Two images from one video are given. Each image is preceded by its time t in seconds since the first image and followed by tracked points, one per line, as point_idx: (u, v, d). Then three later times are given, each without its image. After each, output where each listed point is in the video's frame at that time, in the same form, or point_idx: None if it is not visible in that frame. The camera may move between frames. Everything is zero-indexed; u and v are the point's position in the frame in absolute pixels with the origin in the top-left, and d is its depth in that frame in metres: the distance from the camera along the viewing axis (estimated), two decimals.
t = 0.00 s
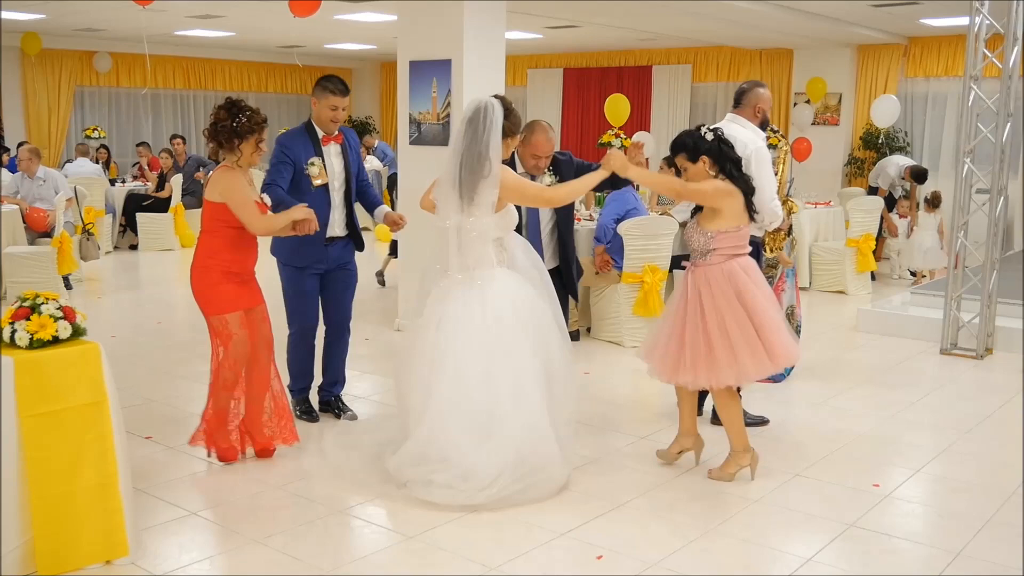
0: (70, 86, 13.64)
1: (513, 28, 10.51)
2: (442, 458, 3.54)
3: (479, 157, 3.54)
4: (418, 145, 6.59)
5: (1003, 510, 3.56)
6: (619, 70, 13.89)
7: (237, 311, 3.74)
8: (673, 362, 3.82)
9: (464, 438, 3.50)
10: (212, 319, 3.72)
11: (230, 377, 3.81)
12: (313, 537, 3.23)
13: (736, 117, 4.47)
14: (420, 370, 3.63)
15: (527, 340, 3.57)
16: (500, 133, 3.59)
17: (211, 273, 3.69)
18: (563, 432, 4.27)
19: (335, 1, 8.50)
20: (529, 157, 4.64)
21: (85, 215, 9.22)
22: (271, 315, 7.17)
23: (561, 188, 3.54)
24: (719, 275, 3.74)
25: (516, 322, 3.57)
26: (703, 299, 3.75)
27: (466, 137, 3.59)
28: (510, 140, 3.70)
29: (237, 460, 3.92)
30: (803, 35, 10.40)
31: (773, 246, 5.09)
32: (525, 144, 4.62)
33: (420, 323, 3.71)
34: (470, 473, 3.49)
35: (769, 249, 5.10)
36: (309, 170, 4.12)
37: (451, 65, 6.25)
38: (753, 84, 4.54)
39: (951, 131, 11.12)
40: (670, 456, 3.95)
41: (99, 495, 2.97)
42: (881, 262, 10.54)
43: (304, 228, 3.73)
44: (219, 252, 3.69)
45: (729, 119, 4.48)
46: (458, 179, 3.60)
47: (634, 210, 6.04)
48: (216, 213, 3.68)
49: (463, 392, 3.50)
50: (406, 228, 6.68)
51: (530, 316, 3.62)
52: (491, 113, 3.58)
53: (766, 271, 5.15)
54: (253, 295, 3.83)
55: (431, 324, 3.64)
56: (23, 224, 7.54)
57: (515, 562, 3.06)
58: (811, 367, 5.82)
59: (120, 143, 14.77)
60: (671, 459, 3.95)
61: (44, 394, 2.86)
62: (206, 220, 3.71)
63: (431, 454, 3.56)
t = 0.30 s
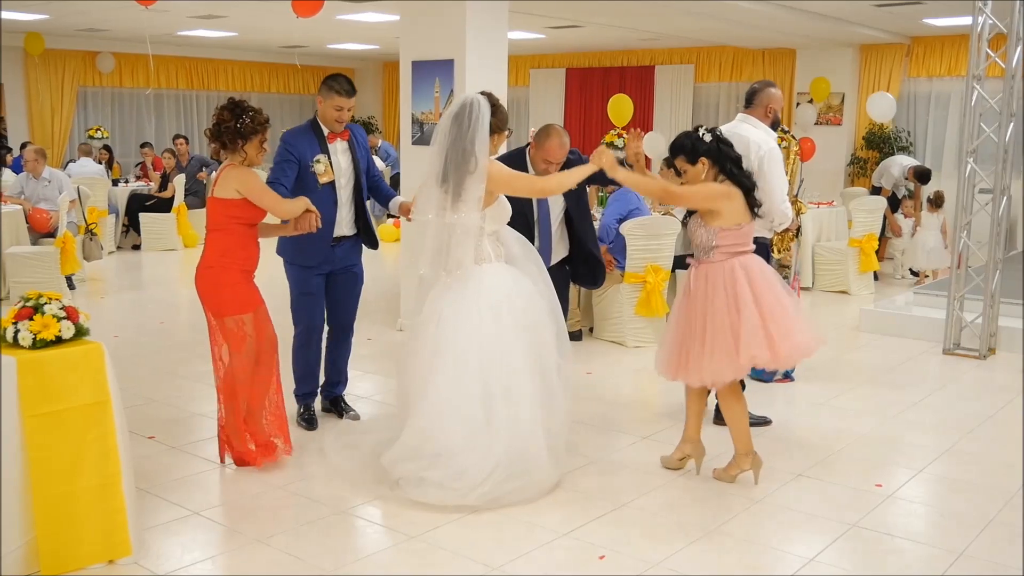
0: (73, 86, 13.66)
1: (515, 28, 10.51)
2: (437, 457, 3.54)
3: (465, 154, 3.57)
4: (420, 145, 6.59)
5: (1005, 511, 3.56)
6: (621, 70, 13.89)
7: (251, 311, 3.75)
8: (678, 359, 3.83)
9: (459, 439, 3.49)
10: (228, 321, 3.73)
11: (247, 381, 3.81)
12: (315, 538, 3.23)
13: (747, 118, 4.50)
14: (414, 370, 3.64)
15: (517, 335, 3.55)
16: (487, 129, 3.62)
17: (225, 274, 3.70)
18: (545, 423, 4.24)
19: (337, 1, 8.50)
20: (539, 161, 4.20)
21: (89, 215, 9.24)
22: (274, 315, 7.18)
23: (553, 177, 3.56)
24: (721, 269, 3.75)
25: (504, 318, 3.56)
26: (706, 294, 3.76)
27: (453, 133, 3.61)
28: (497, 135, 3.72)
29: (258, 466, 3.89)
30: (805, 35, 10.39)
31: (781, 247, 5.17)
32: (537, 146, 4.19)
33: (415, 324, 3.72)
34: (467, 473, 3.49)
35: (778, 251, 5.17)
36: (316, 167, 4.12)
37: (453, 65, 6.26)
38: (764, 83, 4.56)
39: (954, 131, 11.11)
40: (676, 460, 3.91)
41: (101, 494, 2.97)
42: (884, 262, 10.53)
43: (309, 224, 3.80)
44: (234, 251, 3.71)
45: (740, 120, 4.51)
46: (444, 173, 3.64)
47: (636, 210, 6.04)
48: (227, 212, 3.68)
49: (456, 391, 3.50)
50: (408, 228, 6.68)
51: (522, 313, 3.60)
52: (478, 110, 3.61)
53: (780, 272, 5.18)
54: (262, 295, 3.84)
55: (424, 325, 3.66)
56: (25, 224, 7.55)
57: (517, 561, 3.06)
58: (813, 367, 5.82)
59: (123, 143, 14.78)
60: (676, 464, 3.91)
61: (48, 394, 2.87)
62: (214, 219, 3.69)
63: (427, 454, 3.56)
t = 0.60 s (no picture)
0: (74, 86, 13.67)
1: (516, 29, 10.51)
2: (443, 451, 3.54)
3: (494, 153, 3.52)
4: (421, 145, 6.59)
5: (1006, 511, 3.56)
6: (622, 70, 13.88)
7: (250, 312, 3.75)
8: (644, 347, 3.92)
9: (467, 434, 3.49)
10: (226, 321, 3.71)
11: (245, 382, 3.79)
12: (316, 538, 3.23)
13: (747, 116, 4.49)
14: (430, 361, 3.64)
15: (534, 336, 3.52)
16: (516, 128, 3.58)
17: (224, 273, 3.69)
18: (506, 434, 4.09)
19: (338, 1, 8.50)
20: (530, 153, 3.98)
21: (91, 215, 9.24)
22: (276, 315, 7.19)
23: (572, 170, 3.53)
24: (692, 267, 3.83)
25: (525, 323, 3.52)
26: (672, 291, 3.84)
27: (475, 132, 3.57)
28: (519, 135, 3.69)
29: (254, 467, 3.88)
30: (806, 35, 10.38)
31: (781, 247, 5.15)
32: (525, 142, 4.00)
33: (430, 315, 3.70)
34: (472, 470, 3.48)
35: (777, 251, 5.16)
36: (317, 172, 4.09)
37: (454, 65, 6.26)
38: (765, 83, 4.55)
39: (955, 131, 11.10)
40: (653, 442, 4.11)
41: (102, 494, 2.97)
42: (885, 262, 10.53)
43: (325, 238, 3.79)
44: (233, 251, 3.70)
45: (739, 119, 4.51)
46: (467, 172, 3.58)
47: (637, 210, 5.96)
48: (230, 212, 3.69)
49: (467, 388, 3.49)
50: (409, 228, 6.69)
51: (546, 318, 3.57)
52: (507, 109, 3.57)
53: (782, 273, 5.19)
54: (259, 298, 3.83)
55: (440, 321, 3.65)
56: (26, 224, 7.56)
57: (517, 561, 3.06)
58: (814, 367, 5.82)
59: (124, 143, 14.79)
60: (654, 445, 4.12)
61: (49, 394, 2.87)
62: (216, 219, 3.71)
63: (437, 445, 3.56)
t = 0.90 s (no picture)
0: (77, 86, 13.68)
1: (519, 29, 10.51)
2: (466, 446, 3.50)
3: (567, 159, 3.56)
4: (423, 145, 6.58)
5: (1009, 511, 3.55)
6: (624, 70, 13.88)
7: (249, 311, 3.74)
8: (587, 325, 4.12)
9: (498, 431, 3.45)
10: (223, 319, 3.71)
11: (240, 381, 3.78)
12: (317, 538, 3.22)
13: (742, 116, 4.50)
14: (477, 362, 3.66)
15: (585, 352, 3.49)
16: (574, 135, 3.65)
17: (223, 271, 3.69)
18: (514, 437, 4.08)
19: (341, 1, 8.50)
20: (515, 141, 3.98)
21: (94, 215, 9.24)
22: (278, 315, 7.19)
23: (625, 178, 3.71)
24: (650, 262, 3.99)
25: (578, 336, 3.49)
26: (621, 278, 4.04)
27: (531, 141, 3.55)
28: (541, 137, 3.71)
29: (237, 471, 3.82)
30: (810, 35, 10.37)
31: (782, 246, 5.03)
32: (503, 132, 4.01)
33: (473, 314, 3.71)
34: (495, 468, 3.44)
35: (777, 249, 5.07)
36: (334, 165, 4.05)
37: (456, 65, 6.26)
38: (758, 83, 4.58)
39: (958, 130, 11.08)
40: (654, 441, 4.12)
41: (104, 493, 2.97)
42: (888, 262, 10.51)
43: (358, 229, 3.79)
44: (233, 251, 3.70)
45: (735, 119, 4.52)
46: (535, 183, 3.55)
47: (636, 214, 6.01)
48: (235, 213, 3.70)
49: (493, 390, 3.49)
50: (411, 228, 6.68)
51: (591, 329, 3.53)
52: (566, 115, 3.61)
53: (781, 273, 5.24)
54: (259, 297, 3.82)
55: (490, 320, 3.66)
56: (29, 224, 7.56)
57: (519, 561, 3.05)
58: (817, 367, 5.81)
59: (126, 143, 14.79)
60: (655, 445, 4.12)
61: (51, 393, 2.87)
62: (220, 218, 3.72)
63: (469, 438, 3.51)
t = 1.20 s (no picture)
0: (77, 85, 13.68)
1: (520, 29, 10.51)
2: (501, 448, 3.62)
3: (615, 164, 3.79)
4: (422, 144, 6.58)
5: (1009, 511, 3.55)
6: (624, 70, 13.88)
7: (251, 315, 3.73)
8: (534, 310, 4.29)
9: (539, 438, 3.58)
10: (226, 324, 3.70)
11: (245, 386, 3.77)
12: (317, 537, 3.22)
13: (734, 117, 4.51)
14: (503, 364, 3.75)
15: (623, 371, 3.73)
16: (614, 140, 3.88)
17: (225, 276, 3.68)
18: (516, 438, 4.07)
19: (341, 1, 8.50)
20: (491, 140, 4.05)
21: (94, 215, 9.25)
22: (278, 316, 7.19)
23: (662, 192, 4.02)
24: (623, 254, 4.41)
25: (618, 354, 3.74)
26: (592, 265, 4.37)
27: (589, 149, 3.76)
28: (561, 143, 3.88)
29: (240, 475, 3.81)
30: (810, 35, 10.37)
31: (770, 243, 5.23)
32: (476, 131, 4.08)
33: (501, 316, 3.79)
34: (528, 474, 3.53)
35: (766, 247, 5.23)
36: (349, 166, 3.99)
37: (456, 65, 6.26)
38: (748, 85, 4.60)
39: (958, 130, 11.08)
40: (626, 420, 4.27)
41: (103, 493, 2.97)
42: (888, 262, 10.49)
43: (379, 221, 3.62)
44: (234, 255, 3.69)
45: (726, 119, 4.52)
46: (598, 187, 3.76)
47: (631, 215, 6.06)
48: (234, 217, 3.67)
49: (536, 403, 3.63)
50: (410, 228, 6.68)
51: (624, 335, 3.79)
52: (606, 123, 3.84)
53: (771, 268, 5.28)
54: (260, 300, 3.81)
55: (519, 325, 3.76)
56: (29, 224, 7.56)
57: (519, 561, 3.05)
58: (817, 367, 5.81)
59: (126, 143, 14.79)
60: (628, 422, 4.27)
61: (51, 393, 2.87)
62: (219, 223, 3.70)
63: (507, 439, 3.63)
